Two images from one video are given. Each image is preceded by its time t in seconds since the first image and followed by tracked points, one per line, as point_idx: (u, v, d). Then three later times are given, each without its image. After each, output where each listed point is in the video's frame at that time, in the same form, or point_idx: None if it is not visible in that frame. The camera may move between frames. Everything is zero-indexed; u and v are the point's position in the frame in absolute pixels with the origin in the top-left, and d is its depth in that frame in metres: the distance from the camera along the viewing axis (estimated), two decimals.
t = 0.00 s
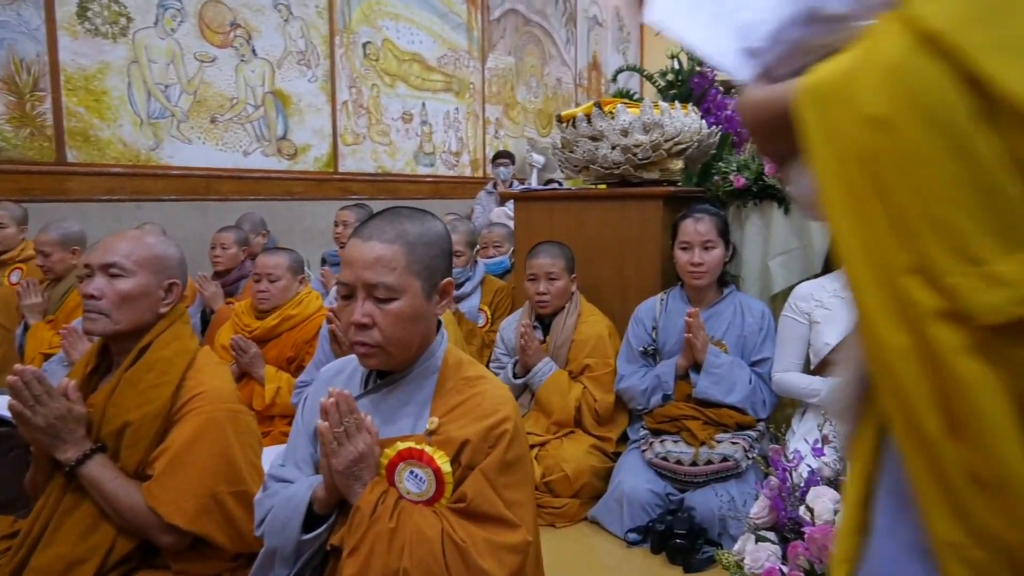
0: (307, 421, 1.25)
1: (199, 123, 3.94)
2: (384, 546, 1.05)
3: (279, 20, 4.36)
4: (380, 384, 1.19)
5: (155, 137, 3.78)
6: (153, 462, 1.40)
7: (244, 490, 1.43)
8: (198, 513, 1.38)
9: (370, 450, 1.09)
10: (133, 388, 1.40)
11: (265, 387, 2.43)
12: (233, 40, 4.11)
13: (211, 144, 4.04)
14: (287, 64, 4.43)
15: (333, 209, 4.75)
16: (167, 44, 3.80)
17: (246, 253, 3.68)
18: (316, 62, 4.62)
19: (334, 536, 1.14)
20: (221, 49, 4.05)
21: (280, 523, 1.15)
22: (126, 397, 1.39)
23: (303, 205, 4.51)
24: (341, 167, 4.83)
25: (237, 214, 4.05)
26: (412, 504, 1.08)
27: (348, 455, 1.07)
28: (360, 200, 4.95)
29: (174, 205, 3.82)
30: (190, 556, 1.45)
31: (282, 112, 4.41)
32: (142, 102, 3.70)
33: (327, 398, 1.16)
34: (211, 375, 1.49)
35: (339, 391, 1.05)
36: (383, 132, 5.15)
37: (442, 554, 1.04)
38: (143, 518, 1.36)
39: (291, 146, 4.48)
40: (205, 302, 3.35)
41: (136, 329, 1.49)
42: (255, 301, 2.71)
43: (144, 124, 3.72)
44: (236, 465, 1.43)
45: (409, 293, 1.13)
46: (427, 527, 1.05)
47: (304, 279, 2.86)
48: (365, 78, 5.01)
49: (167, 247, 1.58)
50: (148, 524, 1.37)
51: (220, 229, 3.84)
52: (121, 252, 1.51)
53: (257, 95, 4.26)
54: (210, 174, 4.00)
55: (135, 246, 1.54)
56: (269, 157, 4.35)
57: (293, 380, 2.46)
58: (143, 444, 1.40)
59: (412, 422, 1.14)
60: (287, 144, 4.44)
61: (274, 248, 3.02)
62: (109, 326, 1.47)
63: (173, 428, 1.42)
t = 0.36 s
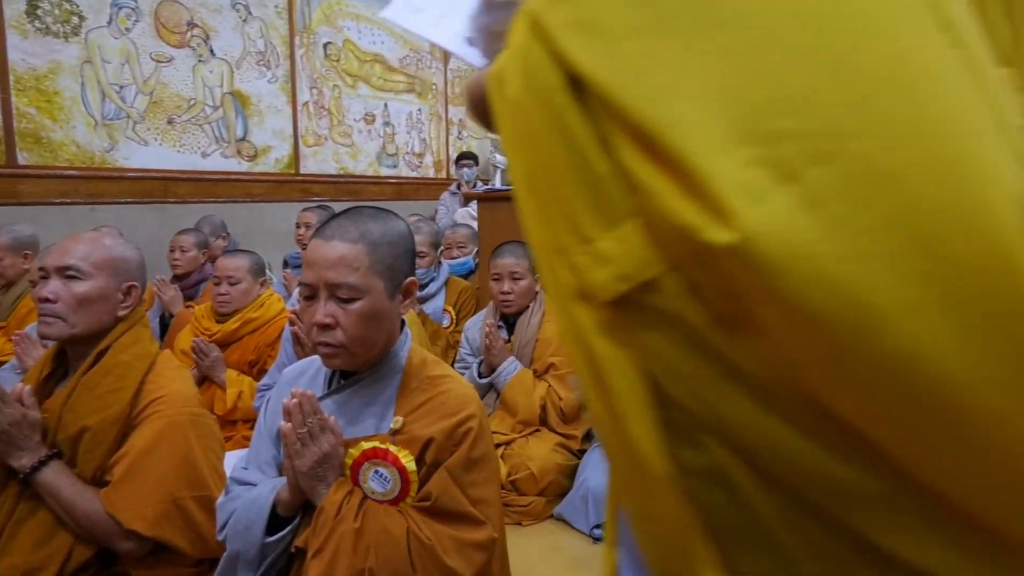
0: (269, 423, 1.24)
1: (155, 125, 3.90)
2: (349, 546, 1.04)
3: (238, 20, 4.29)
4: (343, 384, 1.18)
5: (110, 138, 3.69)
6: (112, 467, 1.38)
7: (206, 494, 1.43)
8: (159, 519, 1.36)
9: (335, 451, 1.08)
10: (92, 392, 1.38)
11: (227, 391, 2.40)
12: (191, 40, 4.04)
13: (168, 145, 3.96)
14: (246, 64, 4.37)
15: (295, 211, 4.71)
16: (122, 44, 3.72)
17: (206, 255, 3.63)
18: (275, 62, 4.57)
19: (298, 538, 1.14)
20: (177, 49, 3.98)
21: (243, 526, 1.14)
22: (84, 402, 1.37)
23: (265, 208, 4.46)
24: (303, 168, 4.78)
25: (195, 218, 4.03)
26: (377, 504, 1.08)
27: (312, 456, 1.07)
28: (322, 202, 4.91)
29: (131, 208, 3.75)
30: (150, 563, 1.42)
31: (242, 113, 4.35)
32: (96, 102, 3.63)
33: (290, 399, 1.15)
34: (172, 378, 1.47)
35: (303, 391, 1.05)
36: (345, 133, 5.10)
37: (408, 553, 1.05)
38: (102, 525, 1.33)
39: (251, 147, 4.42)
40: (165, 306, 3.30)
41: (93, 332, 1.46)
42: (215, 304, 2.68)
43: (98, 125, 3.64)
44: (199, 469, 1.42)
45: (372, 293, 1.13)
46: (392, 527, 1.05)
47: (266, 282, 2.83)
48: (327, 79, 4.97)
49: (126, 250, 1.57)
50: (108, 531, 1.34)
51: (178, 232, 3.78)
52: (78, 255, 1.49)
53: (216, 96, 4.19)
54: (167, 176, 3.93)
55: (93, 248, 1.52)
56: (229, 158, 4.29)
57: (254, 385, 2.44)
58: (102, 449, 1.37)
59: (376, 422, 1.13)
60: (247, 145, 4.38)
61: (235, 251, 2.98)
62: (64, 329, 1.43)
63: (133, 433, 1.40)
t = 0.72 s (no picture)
0: (234, 426, 1.23)
1: (113, 126, 3.81)
2: (317, 544, 1.04)
3: (197, 19, 4.22)
4: (309, 385, 1.18)
5: (67, 141, 3.59)
6: (72, 474, 1.36)
7: (170, 499, 1.41)
8: (122, 525, 1.34)
9: (301, 452, 1.08)
10: (50, 398, 1.35)
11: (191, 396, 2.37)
12: (149, 40, 3.97)
13: (128, 147, 3.88)
14: (206, 64, 4.30)
15: (258, 212, 4.68)
16: (78, 44, 3.63)
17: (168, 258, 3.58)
18: (236, 62, 4.50)
19: (264, 541, 1.12)
20: (135, 49, 3.91)
21: (210, 530, 1.13)
22: (42, 408, 1.35)
23: (228, 209, 4.42)
24: (266, 169, 4.75)
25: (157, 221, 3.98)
26: (346, 505, 1.06)
27: (278, 457, 1.07)
28: (286, 203, 4.88)
29: (91, 211, 3.68)
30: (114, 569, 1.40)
31: (202, 114, 4.29)
32: (51, 104, 3.51)
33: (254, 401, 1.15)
34: (133, 383, 1.45)
35: (266, 393, 1.04)
36: (310, 134, 5.11)
37: (376, 551, 1.05)
38: (63, 534, 1.30)
39: (214, 149, 4.36)
40: (126, 310, 3.25)
41: (52, 338, 1.44)
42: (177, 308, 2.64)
43: (53, 127, 3.53)
44: (163, 474, 1.40)
45: (336, 292, 1.13)
46: (360, 527, 1.05)
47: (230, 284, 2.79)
48: (289, 79, 4.94)
49: (84, 254, 1.54)
50: (68, 540, 1.31)
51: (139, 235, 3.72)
52: (34, 259, 1.46)
53: (175, 97, 4.12)
54: (127, 179, 3.85)
55: (50, 252, 1.49)
56: (190, 160, 4.23)
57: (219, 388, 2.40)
58: (61, 456, 1.36)
59: (342, 423, 1.13)
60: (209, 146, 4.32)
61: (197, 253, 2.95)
62: (22, 335, 1.41)
63: (93, 439, 1.38)
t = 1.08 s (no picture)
0: (206, 429, 1.22)
1: (82, 128, 3.76)
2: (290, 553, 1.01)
3: (166, 18, 4.17)
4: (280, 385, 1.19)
5: (34, 142, 3.53)
6: (42, 480, 1.34)
7: (142, 504, 1.38)
8: (93, 532, 1.32)
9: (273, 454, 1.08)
10: (16, 404, 1.33)
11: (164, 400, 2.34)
12: (117, 40, 3.91)
13: (97, 148, 3.82)
14: (177, 64, 4.25)
15: (232, 213, 4.63)
16: (43, 44, 3.57)
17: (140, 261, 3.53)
18: (207, 62, 4.44)
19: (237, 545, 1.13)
20: (103, 49, 3.85)
21: (181, 534, 1.13)
22: (8, 414, 1.33)
23: (201, 210, 4.38)
24: (240, 170, 4.69)
25: (129, 223, 3.94)
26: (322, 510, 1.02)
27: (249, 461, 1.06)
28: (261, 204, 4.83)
29: (60, 214, 3.63)
30: None
31: (173, 115, 4.24)
32: (16, 105, 3.45)
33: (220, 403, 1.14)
34: (103, 387, 1.44)
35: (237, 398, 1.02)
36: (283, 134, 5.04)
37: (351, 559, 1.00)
38: (32, 541, 1.29)
39: (185, 150, 4.30)
40: (97, 314, 3.22)
41: (17, 342, 1.40)
42: (149, 311, 2.61)
43: (20, 129, 3.47)
44: (134, 480, 1.38)
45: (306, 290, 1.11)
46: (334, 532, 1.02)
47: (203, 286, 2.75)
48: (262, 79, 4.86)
49: (50, 257, 1.52)
50: (38, 548, 1.29)
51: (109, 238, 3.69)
52: None
53: (146, 97, 4.07)
54: (99, 182, 3.80)
55: (15, 255, 1.47)
56: (162, 162, 4.17)
57: (194, 391, 2.37)
58: (30, 462, 1.34)
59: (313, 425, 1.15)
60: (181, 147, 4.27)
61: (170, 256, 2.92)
62: None
63: (62, 445, 1.36)
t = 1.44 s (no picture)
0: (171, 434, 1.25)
1: (44, 129, 3.69)
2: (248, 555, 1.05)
3: (131, 17, 4.10)
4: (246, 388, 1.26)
5: None
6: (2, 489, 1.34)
7: (106, 511, 1.40)
8: (56, 539, 1.33)
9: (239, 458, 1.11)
10: None
11: (129, 406, 2.30)
12: (80, 38, 3.84)
13: (60, 149, 3.75)
14: (142, 64, 4.17)
15: (198, 215, 4.54)
16: (3, 43, 3.50)
17: (105, 264, 3.48)
18: (174, 61, 4.36)
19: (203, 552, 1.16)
20: (66, 48, 3.79)
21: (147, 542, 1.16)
22: None
23: (168, 212, 4.32)
24: (207, 172, 4.60)
25: (93, 225, 3.88)
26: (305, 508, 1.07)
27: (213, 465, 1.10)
28: (230, 206, 4.73)
29: (22, 217, 3.55)
30: None
31: (139, 115, 4.17)
32: None
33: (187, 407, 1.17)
34: (65, 392, 1.44)
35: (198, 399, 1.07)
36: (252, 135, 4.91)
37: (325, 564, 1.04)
38: None
39: (151, 150, 4.23)
40: (60, 318, 3.17)
41: None
42: (114, 315, 2.58)
43: None
44: (98, 486, 1.39)
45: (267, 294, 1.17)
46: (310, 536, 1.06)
47: (167, 287, 2.69)
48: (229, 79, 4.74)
49: (8, 260, 1.49)
50: None
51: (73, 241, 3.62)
52: None
53: (110, 97, 4.00)
54: (60, 182, 3.72)
55: None
56: (127, 163, 4.10)
57: (159, 397, 2.33)
58: None
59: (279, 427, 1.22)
60: (146, 148, 4.19)
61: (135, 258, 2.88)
62: None
63: (23, 452, 1.37)
